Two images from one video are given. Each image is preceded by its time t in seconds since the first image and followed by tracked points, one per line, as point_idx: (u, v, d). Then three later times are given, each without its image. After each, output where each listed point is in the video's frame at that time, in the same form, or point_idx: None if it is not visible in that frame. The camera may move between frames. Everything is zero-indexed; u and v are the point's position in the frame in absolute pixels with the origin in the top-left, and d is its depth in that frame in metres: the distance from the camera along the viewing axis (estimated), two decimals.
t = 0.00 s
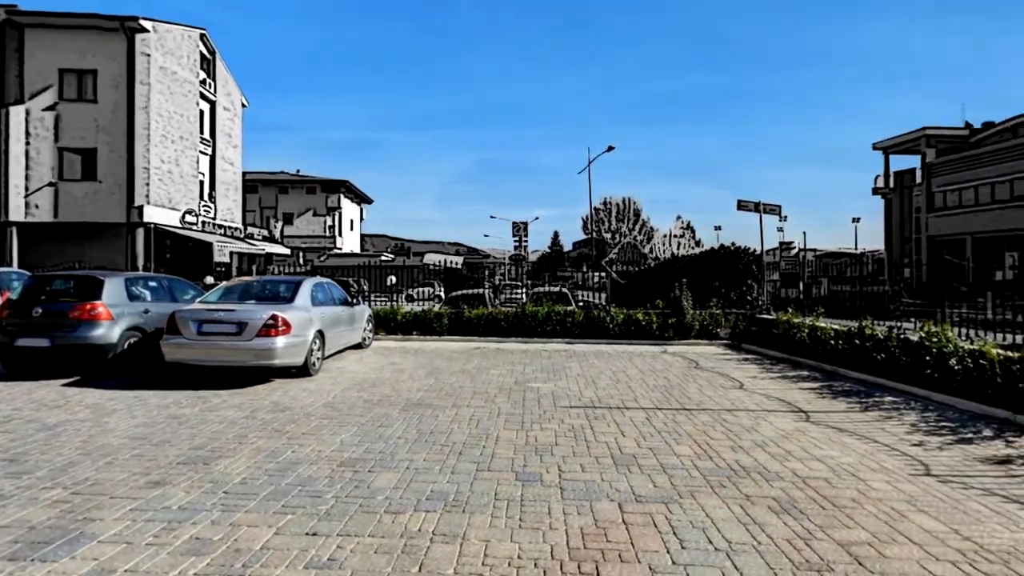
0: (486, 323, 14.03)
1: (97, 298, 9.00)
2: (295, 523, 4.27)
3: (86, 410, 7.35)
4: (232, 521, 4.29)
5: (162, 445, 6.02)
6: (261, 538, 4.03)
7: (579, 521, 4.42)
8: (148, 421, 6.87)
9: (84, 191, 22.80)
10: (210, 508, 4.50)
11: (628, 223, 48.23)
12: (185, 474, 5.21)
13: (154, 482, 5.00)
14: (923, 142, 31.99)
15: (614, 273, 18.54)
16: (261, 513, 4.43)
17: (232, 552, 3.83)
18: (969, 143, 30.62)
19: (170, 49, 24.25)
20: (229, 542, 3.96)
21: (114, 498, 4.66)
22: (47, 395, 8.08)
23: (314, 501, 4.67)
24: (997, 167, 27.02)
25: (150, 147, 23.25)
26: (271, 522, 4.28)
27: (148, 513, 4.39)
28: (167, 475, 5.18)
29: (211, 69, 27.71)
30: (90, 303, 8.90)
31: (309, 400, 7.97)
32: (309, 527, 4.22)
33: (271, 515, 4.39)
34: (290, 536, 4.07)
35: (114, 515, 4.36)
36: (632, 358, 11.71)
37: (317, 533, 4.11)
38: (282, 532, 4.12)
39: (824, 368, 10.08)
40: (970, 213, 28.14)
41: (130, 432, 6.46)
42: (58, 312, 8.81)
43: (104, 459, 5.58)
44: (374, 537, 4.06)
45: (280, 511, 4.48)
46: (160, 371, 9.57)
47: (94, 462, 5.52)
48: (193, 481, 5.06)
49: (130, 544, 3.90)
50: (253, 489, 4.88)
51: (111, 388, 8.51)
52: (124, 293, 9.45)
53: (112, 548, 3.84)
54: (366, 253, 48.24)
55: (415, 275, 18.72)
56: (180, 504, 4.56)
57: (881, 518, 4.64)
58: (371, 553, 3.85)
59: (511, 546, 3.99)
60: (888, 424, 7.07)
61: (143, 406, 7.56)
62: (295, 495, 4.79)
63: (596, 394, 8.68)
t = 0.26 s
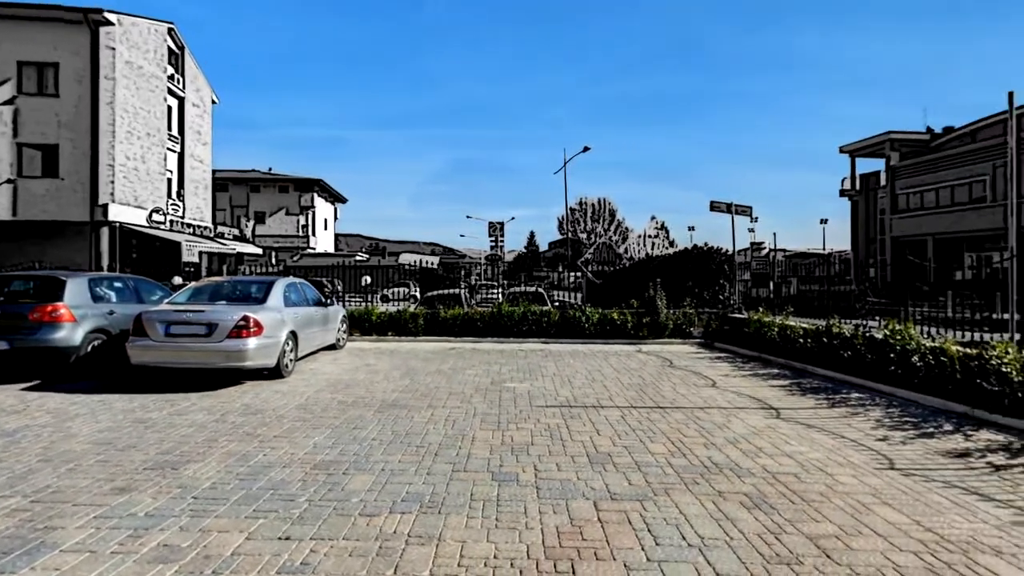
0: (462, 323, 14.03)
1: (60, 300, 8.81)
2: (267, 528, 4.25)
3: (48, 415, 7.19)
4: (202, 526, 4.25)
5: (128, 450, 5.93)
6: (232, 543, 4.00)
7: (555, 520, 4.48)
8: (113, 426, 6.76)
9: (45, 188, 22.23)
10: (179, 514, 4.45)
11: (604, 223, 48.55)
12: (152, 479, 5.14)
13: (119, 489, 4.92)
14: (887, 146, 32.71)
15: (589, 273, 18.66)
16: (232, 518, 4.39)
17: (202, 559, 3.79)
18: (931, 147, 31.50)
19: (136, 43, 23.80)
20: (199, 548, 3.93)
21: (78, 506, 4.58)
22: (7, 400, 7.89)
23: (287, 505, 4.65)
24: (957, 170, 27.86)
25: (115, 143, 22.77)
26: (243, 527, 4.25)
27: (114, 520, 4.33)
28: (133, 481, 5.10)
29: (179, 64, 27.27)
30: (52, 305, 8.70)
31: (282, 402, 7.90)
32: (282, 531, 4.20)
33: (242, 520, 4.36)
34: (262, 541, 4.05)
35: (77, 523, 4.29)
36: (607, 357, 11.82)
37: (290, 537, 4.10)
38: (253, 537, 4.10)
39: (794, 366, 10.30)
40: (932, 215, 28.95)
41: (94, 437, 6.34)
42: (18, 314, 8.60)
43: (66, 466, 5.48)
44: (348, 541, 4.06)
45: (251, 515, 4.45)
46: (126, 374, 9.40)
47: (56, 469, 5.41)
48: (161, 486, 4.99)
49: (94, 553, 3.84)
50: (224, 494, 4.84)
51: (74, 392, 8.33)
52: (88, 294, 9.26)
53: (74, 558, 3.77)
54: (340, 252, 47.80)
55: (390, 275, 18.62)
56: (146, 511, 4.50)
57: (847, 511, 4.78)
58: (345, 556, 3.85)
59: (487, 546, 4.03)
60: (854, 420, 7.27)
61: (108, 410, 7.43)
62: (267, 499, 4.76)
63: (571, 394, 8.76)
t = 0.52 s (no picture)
0: (434, 324, 14.00)
1: (14, 301, 8.56)
2: (233, 534, 4.20)
3: (1, 421, 6.99)
4: (165, 534, 4.17)
5: (88, 456, 5.79)
6: (197, 551, 3.94)
7: (528, 519, 4.52)
8: (70, 432, 6.60)
9: None
10: (141, 522, 4.36)
11: (576, 223, 48.84)
12: (112, 487, 5.03)
13: (77, 497, 4.81)
14: (848, 149, 33.89)
15: (561, 273, 18.77)
16: (196, 525, 4.32)
17: (165, 567, 3.73)
18: (890, 151, 32.46)
19: (94, 35, 23.22)
20: (162, 556, 3.86)
21: (33, 516, 4.46)
22: None
23: (255, 510, 4.61)
24: (915, 173, 28.76)
25: (72, 139, 22.15)
26: (208, 533, 4.19)
27: (72, 530, 4.23)
28: (91, 489, 4.99)
29: (141, 57, 26.70)
30: (5, 306, 8.44)
31: (249, 405, 7.80)
32: (249, 537, 4.15)
33: (208, 527, 4.30)
34: (229, 547, 4.00)
35: (32, 533, 4.17)
36: (579, 357, 11.94)
37: (257, 543, 4.06)
38: (219, 544, 4.05)
39: (760, 364, 10.52)
40: (891, 216, 29.82)
41: (50, 444, 6.18)
42: None
43: (20, 474, 5.33)
44: (318, 545, 4.04)
45: (217, 521, 4.39)
46: (86, 378, 9.18)
47: (10, 477, 5.27)
48: (121, 494, 4.90)
49: (50, 564, 3.74)
50: (188, 500, 4.76)
51: (30, 397, 8.10)
52: (43, 295, 9.02)
53: (29, 570, 3.67)
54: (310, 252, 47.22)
55: (361, 275, 18.48)
56: (106, 519, 4.40)
57: (811, 504, 4.92)
58: (315, 561, 3.84)
59: (460, 547, 4.05)
60: (818, 416, 7.47)
61: (66, 416, 7.25)
62: (233, 504, 4.70)
63: (544, 393, 8.83)
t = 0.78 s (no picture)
0: (404, 324, 13.92)
1: None
2: (196, 541, 4.12)
3: None
4: (123, 543, 4.07)
5: (41, 465, 5.63)
6: (158, 559, 3.85)
7: (499, 519, 4.55)
8: (22, 440, 6.41)
9: None
10: (98, 531, 4.24)
11: (547, 223, 49.01)
12: (66, 496, 4.89)
13: (30, 507, 4.67)
14: (810, 152, 34.81)
15: (532, 273, 18.85)
16: (157, 533, 4.22)
17: None
18: (849, 154, 33.38)
19: (47, 26, 22.53)
20: (121, 566, 3.76)
21: None
22: None
23: (219, 516, 4.53)
24: (873, 176, 29.63)
25: (24, 133, 21.42)
26: (170, 541, 4.09)
27: (25, 541, 4.10)
28: (44, 498, 4.85)
29: (97, 50, 26.01)
30: None
31: (212, 409, 7.68)
32: (213, 544, 4.08)
33: (169, 534, 4.21)
34: (192, 555, 3.92)
35: None
36: (549, 356, 12.02)
37: (221, 550, 3.99)
38: (181, 551, 3.96)
39: (726, 362, 10.75)
40: (851, 218, 30.66)
41: (0, 453, 5.99)
42: None
43: None
44: (285, 551, 4.00)
45: (179, 529, 4.30)
46: (39, 382, 8.90)
47: None
48: (76, 503, 4.77)
49: None
50: (148, 508, 4.65)
51: None
52: None
53: None
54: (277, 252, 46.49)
55: (329, 275, 18.26)
56: (60, 530, 4.27)
57: (775, 498, 5.06)
58: (281, 567, 3.79)
59: (430, 549, 4.05)
60: (781, 412, 7.67)
61: (19, 422, 7.04)
62: (196, 511, 4.62)
63: (515, 393, 8.88)
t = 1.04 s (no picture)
0: (373, 325, 13.82)
1: None
2: (157, 550, 3.95)
3: None
4: (78, 554, 3.88)
5: None
6: (116, 569, 3.68)
7: (470, 519, 4.55)
8: None
9: None
10: (50, 543, 4.04)
11: (517, 223, 49.10)
12: (17, 505, 4.68)
13: None
14: (773, 156, 35.62)
15: (503, 272, 18.89)
16: (114, 543, 4.04)
17: None
18: (810, 158, 34.24)
19: None
20: None
21: None
22: None
23: (181, 523, 4.36)
24: (833, 180, 30.44)
25: None
26: (128, 551, 3.92)
27: None
28: None
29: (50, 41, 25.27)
30: None
31: (174, 414, 7.51)
32: (175, 552, 3.92)
33: (127, 544, 4.02)
34: (152, 564, 3.76)
35: None
36: (520, 356, 12.07)
37: (184, 558, 3.84)
38: (140, 561, 3.79)
39: (694, 361, 10.95)
40: (812, 220, 31.43)
41: None
42: None
43: None
44: (252, 557, 3.88)
45: (138, 538, 4.12)
46: None
47: None
48: (28, 513, 4.55)
49: None
50: (105, 517, 4.45)
51: None
52: None
53: None
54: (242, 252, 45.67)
55: (296, 276, 18.00)
56: (10, 541, 4.06)
57: (741, 493, 5.18)
58: (247, 574, 3.67)
59: (401, 551, 4.01)
60: (746, 409, 7.86)
61: None
62: (157, 518, 4.44)
63: (486, 393, 8.90)
